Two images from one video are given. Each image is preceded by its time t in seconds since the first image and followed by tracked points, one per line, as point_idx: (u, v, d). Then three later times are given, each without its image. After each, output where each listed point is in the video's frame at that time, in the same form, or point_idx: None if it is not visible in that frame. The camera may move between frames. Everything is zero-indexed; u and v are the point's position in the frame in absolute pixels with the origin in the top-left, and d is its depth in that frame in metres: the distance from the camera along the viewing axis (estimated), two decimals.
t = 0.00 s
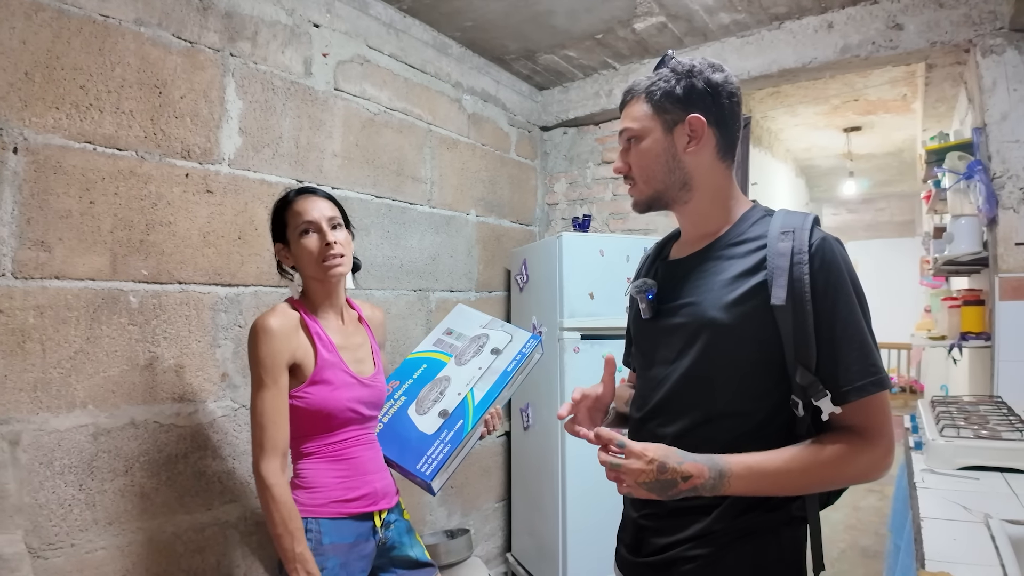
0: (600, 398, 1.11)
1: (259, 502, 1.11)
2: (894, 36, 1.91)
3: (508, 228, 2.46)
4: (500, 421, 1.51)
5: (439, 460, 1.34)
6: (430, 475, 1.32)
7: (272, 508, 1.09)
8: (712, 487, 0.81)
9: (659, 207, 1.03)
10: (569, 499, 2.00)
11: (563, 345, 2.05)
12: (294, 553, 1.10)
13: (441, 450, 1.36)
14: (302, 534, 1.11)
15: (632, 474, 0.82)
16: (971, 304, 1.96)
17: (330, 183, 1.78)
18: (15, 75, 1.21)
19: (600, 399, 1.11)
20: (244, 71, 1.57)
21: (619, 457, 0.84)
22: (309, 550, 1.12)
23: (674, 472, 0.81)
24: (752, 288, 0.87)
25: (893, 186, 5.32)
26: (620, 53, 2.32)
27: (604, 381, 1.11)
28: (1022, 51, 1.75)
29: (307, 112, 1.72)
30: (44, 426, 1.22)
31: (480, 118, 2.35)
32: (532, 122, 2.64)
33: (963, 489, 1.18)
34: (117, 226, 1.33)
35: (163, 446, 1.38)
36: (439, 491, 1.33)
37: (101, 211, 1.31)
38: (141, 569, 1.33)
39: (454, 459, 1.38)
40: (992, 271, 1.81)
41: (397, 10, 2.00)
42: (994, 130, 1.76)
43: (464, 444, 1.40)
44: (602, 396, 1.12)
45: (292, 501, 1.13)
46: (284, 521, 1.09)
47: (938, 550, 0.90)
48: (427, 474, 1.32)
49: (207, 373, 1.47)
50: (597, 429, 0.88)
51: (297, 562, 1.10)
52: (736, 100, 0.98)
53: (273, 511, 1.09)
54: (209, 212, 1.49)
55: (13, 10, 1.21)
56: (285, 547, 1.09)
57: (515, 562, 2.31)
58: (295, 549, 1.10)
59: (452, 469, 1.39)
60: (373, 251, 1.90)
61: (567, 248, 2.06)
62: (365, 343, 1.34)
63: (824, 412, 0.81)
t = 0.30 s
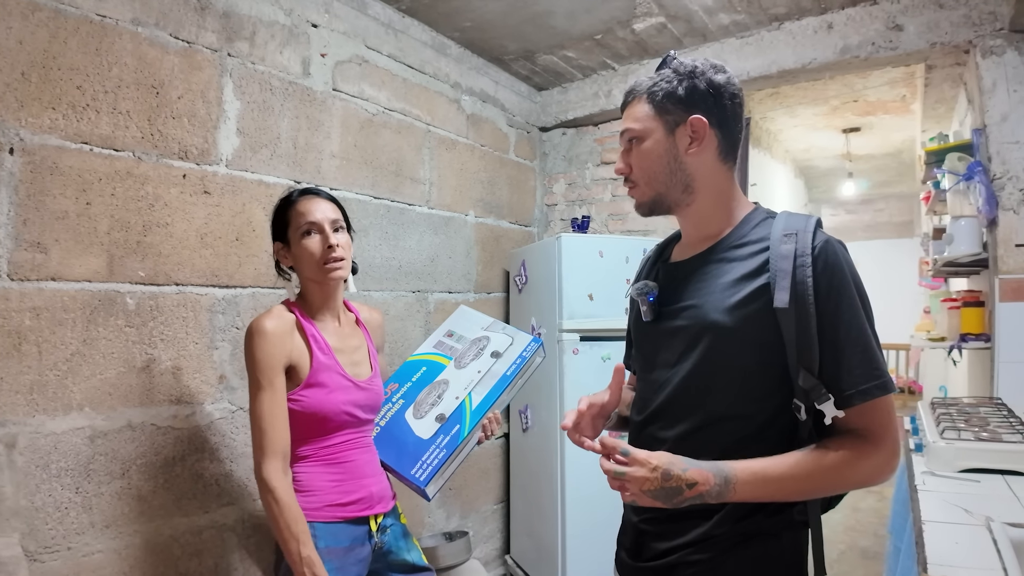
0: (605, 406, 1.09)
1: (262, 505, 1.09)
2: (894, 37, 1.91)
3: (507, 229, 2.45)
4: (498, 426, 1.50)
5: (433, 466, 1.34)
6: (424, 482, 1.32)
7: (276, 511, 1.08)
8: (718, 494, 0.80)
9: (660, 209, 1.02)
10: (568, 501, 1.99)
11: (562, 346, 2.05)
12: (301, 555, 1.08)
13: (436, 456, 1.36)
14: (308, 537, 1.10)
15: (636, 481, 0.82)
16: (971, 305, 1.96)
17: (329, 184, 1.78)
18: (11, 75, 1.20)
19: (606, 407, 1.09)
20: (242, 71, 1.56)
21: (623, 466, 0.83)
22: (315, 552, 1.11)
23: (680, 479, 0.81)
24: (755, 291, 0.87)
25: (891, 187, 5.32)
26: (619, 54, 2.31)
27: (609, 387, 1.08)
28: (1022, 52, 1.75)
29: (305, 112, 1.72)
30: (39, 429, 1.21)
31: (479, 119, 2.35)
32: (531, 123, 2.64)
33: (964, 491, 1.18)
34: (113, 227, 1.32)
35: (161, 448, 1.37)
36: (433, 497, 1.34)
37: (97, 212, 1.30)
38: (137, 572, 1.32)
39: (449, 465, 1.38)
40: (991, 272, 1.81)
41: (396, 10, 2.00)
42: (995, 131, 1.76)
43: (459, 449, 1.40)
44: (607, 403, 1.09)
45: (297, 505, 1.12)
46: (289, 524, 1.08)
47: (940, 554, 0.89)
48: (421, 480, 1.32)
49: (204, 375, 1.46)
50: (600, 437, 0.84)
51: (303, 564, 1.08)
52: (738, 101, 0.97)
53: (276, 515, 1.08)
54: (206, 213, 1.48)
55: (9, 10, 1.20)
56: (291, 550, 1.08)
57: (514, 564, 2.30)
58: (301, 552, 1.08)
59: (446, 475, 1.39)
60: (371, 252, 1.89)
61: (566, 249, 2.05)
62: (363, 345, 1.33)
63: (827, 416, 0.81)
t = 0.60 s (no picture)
0: (610, 410, 1.09)
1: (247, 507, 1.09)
2: (892, 38, 1.91)
3: (505, 229, 2.45)
4: (498, 427, 1.50)
5: (434, 467, 1.34)
6: (424, 483, 1.32)
7: (259, 513, 1.08)
8: (718, 497, 0.80)
9: (661, 208, 1.02)
10: (568, 502, 1.99)
11: (561, 347, 2.04)
12: (284, 560, 1.08)
13: (437, 457, 1.36)
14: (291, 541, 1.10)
15: (636, 487, 0.82)
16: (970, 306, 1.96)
17: (327, 185, 1.77)
18: (7, 74, 1.19)
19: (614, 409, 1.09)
20: (240, 71, 1.56)
21: (622, 471, 0.83)
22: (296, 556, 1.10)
23: (680, 483, 0.81)
24: (756, 291, 0.86)
25: (889, 188, 5.32)
26: (618, 54, 2.31)
27: (615, 395, 1.11)
28: (1020, 53, 1.75)
29: (304, 113, 1.71)
30: (36, 430, 1.20)
31: (477, 120, 2.34)
32: (530, 124, 2.64)
33: (964, 492, 1.18)
34: (110, 228, 1.32)
35: (158, 450, 1.36)
36: (434, 498, 1.34)
37: (94, 213, 1.30)
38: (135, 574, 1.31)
39: (449, 466, 1.38)
40: (990, 273, 1.81)
41: (394, 10, 1.99)
42: (993, 132, 1.76)
43: (460, 450, 1.39)
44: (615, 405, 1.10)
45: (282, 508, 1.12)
46: (273, 528, 1.08)
47: (941, 554, 0.89)
48: (422, 481, 1.32)
49: (202, 376, 1.45)
50: (599, 443, 0.85)
51: (285, 569, 1.08)
52: (738, 101, 0.97)
53: (261, 519, 1.08)
54: (204, 213, 1.47)
55: (7, 9, 1.19)
56: (274, 553, 1.08)
57: (513, 565, 2.29)
58: (283, 556, 1.08)
59: (447, 475, 1.39)
60: (370, 252, 1.89)
61: (565, 250, 2.05)
62: (363, 346, 1.32)
63: (829, 417, 0.81)
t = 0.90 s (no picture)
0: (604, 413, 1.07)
1: (252, 504, 1.09)
2: (891, 38, 1.91)
3: (505, 230, 2.45)
4: (497, 428, 1.50)
5: (431, 467, 1.34)
6: (421, 483, 1.32)
7: (266, 508, 1.08)
8: (715, 497, 0.80)
9: (659, 208, 1.02)
10: (567, 503, 1.99)
11: (560, 348, 2.04)
12: (291, 553, 1.08)
13: (434, 457, 1.36)
14: (297, 535, 1.10)
15: (633, 487, 0.82)
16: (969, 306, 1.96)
17: (326, 185, 1.77)
18: (6, 74, 1.19)
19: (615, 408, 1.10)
20: (239, 71, 1.56)
21: (620, 471, 0.83)
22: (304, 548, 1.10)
23: (676, 482, 0.81)
24: (753, 292, 0.86)
25: (888, 188, 5.33)
26: (617, 55, 2.31)
27: (613, 398, 1.12)
28: (1019, 53, 1.75)
29: (302, 113, 1.71)
30: (35, 430, 1.20)
31: (476, 120, 2.34)
32: (529, 124, 2.64)
33: (963, 492, 1.18)
34: (109, 228, 1.32)
35: (157, 450, 1.36)
36: (429, 498, 1.34)
37: (93, 213, 1.30)
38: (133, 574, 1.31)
39: (446, 467, 1.38)
40: (989, 273, 1.81)
41: (393, 10, 1.99)
42: (992, 132, 1.76)
43: (457, 451, 1.39)
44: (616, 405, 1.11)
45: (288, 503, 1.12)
46: (279, 522, 1.08)
47: (939, 554, 0.89)
48: (418, 481, 1.32)
49: (200, 377, 1.45)
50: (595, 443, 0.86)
51: (293, 562, 1.08)
52: (736, 101, 0.97)
53: (267, 513, 1.08)
54: (202, 214, 1.47)
55: (6, 9, 1.20)
56: (281, 547, 1.08)
57: (512, 566, 2.29)
58: (291, 549, 1.08)
59: (444, 476, 1.39)
60: (368, 252, 1.89)
61: (564, 250, 2.05)
62: (362, 345, 1.33)
63: (825, 417, 0.81)
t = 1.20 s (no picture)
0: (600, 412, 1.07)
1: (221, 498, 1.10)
2: (890, 39, 1.92)
3: (504, 230, 2.45)
4: (496, 428, 1.50)
5: (431, 466, 1.35)
6: (421, 482, 1.32)
7: (229, 502, 1.09)
8: (713, 497, 0.80)
9: (657, 209, 1.02)
10: (565, 503, 1.99)
11: (558, 348, 2.05)
12: (248, 555, 1.07)
13: (434, 457, 1.36)
14: (256, 537, 1.09)
15: (633, 487, 0.82)
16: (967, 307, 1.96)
17: (325, 186, 1.78)
18: (6, 75, 1.19)
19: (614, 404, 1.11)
20: (238, 72, 1.56)
21: (619, 471, 0.84)
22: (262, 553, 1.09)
23: (675, 483, 0.81)
24: (752, 293, 0.86)
25: (887, 189, 5.33)
26: (616, 56, 2.31)
27: (613, 397, 1.12)
28: (1018, 54, 1.75)
29: (302, 114, 1.72)
30: (34, 430, 1.20)
31: (475, 121, 2.35)
32: (528, 125, 2.64)
33: (961, 492, 1.18)
34: (108, 228, 1.32)
35: (156, 450, 1.36)
36: (429, 497, 1.35)
37: (92, 213, 1.30)
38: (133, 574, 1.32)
39: (445, 466, 1.39)
40: (988, 273, 1.81)
41: (392, 11, 2.00)
42: (990, 133, 1.76)
43: (457, 451, 1.40)
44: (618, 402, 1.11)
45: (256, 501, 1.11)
46: (239, 519, 1.08)
47: (937, 554, 0.89)
48: (418, 480, 1.32)
49: (200, 377, 1.45)
50: (596, 442, 0.86)
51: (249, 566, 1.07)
52: (734, 102, 0.98)
53: (230, 507, 1.09)
54: (202, 215, 1.48)
55: (6, 10, 1.20)
56: (239, 547, 1.08)
57: (511, 566, 2.29)
58: (248, 550, 1.07)
59: (443, 475, 1.40)
60: (368, 253, 1.89)
61: (563, 251, 2.05)
62: (361, 344, 1.33)
63: (822, 417, 0.81)
